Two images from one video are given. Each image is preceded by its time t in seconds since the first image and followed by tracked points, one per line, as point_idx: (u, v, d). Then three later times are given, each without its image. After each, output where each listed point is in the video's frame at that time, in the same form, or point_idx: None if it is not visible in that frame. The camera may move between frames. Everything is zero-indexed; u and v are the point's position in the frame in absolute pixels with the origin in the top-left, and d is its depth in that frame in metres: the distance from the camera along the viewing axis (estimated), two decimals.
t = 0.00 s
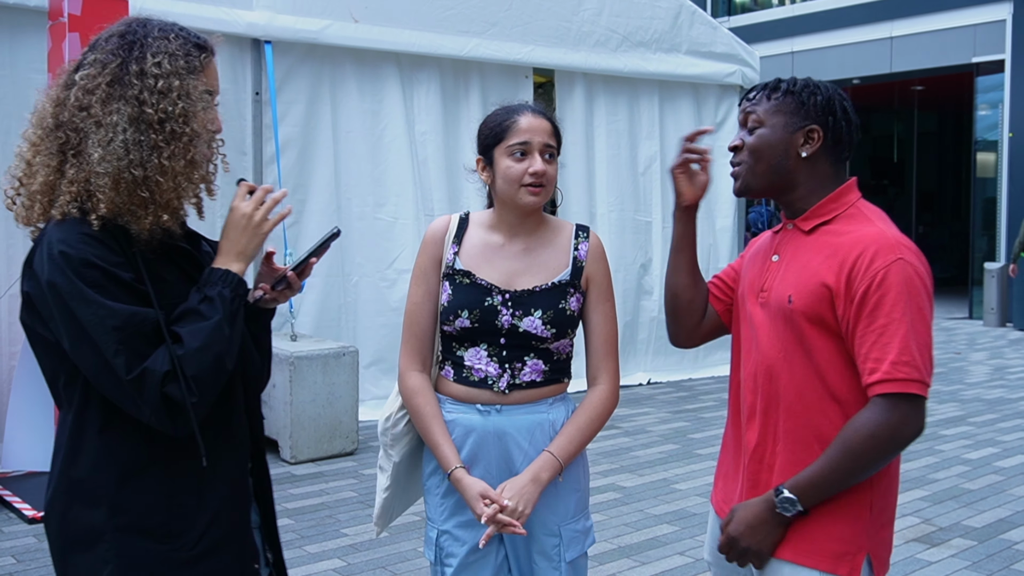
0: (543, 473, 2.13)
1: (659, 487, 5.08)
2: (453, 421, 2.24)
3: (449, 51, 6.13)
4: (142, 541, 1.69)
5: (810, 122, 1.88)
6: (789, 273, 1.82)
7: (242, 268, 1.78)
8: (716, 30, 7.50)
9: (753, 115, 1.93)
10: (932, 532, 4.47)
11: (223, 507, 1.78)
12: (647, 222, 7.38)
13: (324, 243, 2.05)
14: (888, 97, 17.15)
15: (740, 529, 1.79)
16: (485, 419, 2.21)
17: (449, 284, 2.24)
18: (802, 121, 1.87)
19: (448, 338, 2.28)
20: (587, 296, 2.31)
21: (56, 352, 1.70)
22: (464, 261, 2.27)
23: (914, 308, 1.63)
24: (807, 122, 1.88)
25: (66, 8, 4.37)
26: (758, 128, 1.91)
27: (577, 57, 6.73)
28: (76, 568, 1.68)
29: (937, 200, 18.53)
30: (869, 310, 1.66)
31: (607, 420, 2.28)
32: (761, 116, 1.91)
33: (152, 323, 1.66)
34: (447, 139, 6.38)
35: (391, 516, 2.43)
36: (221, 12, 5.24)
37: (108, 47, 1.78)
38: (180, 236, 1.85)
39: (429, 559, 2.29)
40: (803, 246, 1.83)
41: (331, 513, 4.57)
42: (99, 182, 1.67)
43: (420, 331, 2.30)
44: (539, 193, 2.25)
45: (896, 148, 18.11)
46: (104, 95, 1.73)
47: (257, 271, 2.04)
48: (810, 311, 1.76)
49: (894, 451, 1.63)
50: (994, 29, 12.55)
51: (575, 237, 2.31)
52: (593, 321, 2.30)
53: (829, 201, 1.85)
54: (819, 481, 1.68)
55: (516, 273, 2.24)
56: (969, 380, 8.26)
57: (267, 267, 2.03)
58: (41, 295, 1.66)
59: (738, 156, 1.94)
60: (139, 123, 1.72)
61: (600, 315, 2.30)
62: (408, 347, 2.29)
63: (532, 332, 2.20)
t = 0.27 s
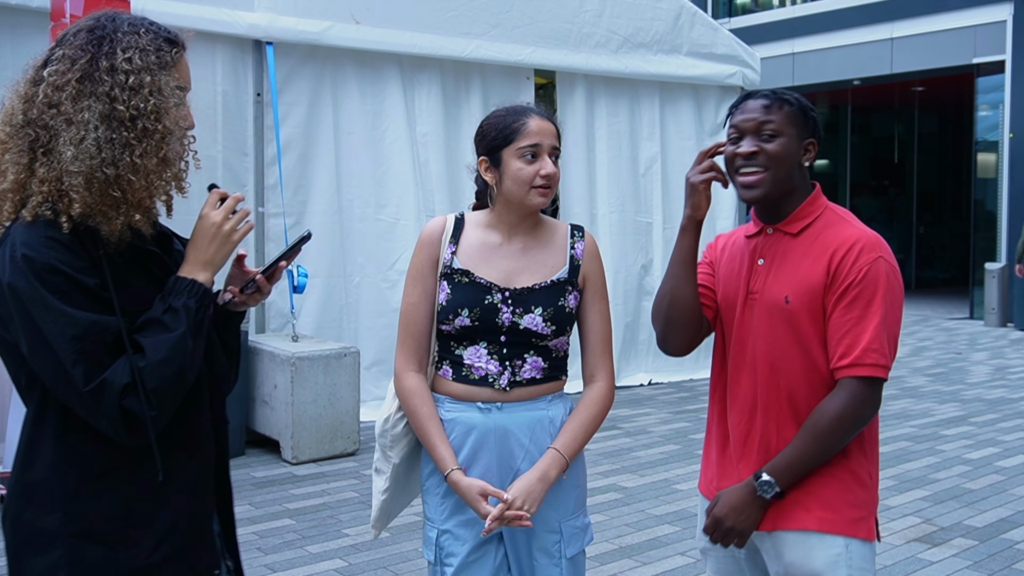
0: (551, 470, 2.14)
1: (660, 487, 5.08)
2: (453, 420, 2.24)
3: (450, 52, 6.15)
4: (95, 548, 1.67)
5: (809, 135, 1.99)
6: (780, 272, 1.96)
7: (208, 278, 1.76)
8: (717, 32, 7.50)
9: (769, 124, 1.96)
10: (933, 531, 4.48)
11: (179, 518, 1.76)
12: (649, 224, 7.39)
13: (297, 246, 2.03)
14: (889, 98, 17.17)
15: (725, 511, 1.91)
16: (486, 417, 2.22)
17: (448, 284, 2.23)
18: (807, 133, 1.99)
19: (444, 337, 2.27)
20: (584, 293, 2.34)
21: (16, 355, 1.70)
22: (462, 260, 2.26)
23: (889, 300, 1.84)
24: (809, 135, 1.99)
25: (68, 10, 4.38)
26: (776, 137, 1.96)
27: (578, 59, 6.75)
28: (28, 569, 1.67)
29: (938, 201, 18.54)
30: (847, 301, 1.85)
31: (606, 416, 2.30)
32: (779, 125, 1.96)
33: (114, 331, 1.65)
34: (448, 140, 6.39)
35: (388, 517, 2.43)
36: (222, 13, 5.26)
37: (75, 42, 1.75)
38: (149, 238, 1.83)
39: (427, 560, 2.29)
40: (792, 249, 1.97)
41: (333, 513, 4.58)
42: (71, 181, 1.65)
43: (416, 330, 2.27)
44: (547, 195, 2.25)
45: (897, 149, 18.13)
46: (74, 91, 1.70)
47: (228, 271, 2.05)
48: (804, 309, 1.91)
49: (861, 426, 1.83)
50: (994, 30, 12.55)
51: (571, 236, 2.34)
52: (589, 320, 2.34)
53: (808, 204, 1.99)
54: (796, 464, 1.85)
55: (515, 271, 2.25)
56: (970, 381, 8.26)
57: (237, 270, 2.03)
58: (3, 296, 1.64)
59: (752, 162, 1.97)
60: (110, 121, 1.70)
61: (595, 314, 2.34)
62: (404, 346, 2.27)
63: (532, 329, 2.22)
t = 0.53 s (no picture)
0: (551, 466, 2.16)
1: (662, 489, 5.09)
2: (453, 419, 2.23)
3: (453, 55, 6.16)
4: (56, 561, 1.62)
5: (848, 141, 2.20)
6: (812, 258, 2.10)
7: (194, 299, 1.76)
8: (719, 33, 7.51)
9: (833, 128, 2.13)
10: (934, 533, 4.49)
11: (139, 538, 1.73)
12: (651, 225, 7.40)
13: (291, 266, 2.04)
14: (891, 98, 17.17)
15: (779, 494, 1.98)
16: (486, 415, 2.22)
17: (448, 284, 2.23)
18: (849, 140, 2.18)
19: (443, 338, 2.27)
20: (579, 293, 2.35)
21: None
22: (461, 261, 2.26)
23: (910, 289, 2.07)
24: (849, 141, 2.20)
25: (72, 14, 4.40)
26: (837, 142, 2.13)
27: (579, 61, 6.76)
28: None
29: (940, 201, 18.55)
30: (879, 285, 2.04)
31: (603, 415, 2.32)
32: (840, 131, 2.14)
33: (94, 348, 1.63)
34: (449, 142, 6.41)
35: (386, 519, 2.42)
36: (225, 16, 5.27)
37: (63, 46, 1.71)
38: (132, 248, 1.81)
39: (425, 561, 2.26)
40: (819, 238, 2.13)
41: (335, 515, 4.59)
42: (69, 189, 1.63)
43: (415, 331, 2.26)
44: (546, 199, 2.26)
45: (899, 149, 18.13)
46: (69, 97, 1.67)
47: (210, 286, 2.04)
48: (838, 291, 2.06)
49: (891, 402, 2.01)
50: (995, 31, 12.54)
51: (566, 236, 2.35)
52: (585, 319, 2.36)
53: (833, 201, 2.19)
54: (841, 443, 1.96)
55: (514, 271, 2.25)
56: (972, 381, 8.26)
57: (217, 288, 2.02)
58: None
59: (813, 158, 2.13)
60: (107, 124, 1.68)
61: (592, 313, 2.35)
62: (402, 347, 2.25)
63: (532, 328, 2.23)
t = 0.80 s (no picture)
0: (547, 464, 2.15)
1: (665, 489, 5.09)
2: (451, 416, 2.23)
3: (455, 55, 6.17)
4: (79, 562, 1.58)
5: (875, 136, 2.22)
6: (860, 262, 2.15)
7: (213, 299, 1.73)
8: (720, 34, 7.51)
9: (854, 129, 2.16)
10: (937, 533, 4.49)
11: (158, 536, 1.68)
12: (653, 225, 7.40)
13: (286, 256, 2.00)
14: (890, 99, 17.19)
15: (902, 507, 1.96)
16: (485, 412, 2.21)
17: (447, 284, 2.23)
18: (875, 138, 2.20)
19: (441, 336, 2.26)
20: (579, 294, 2.34)
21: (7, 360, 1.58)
22: (461, 262, 2.25)
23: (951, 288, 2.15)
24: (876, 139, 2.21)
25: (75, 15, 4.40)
26: (859, 142, 2.15)
27: (581, 61, 6.76)
28: None
29: (939, 201, 18.58)
30: (928, 286, 2.11)
31: (602, 413, 2.31)
32: (861, 131, 2.16)
33: (122, 349, 1.58)
34: (452, 143, 6.40)
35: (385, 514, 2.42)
36: (227, 17, 5.27)
37: (76, 48, 1.65)
38: (147, 249, 1.77)
39: (423, 551, 2.26)
40: (864, 241, 2.17)
41: (339, 516, 4.59)
42: (95, 193, 1.59)
43: (414, 328, 2.25)
44: (536, 197, 2.25)
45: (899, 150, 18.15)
46: (89, 100, 1.62)
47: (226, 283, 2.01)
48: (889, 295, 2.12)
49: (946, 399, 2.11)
50: (996, 32, 12.55)
51: (567, 238, 2.34)
52: (585, 319, 2.34)
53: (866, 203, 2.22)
54: (924, 444, 2.03)
55: (512, 272, 2.25)
56: (973, 382, 8.27)
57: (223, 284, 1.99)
58: (6, 307, 1.54)
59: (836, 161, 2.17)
60: (128, 127, 1.63)
61: (592, 313, 2.34)
62: (403, 344, 2.25)
63: (529, 330, 2.22)
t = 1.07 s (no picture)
0: (541, 464, 2.16)
1: (667, 488, 5.09)
2: (450, 411, 2.23)
3: (457, 55, 6.18)
4: (112, 547, 1.62)
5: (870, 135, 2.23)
6: (873, 264, 2.14)
7: (239, 291, 1.77)
8: (721, 34, 7.52)
9: (824, 131, 2.22)
10: (939, 532, 4.49)
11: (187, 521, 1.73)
12: (655, 225, 7.40)
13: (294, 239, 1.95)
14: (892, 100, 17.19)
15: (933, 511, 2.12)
16: (483, 409, 2.21)
17: (447, 284, 2.22)
18: (864, 137, 2.22)
19: (442, 333, 2.27)
20: (579, 295, 2.32)
21: (42, 351, 1.62)
22: (462, 261, 2.25)
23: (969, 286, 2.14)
24: (868, 138, 2.23)
25: (77, 14, 4.41)
26: (829, 143, 2.21)
27: (583, 61, 6.77)
28: (37, 567, 1.60)
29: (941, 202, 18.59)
30: (944, 286, 2.10)
31: (599, 413, 2.31)
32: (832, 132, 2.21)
33: (155, 338, 1.63)
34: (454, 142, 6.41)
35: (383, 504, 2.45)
36: (229, 17, 5.28)
37: (107, 50, 1.70)
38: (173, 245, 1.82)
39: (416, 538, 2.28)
40: (875, 242, 2.15)
41: (341, 514, 4.60)
42: (124, 188, 1.62)
43: (414, 324, 2.27)
44: (499, 193, 2.24)
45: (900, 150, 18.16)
46: (119, 99, 1.67)
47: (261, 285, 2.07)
48: (902, 295, 2.12)
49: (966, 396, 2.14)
50: (997, 32, 12.55)
51: (569, 239, 2.32)
52: (585, 319, 2.32)
53: (871, 202, 2.21)
54: (948, 439, 2.12)
55: (512, 275, 2.24)
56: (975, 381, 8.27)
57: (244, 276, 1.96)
58: (42, 298, 1.58)
59: (811, 165, 2.24)
60: (156, 126, 1.68)
61: (591, 314, 2.32)
62: (402, 339, 2.26)
63: (527, 333, 2.21)
